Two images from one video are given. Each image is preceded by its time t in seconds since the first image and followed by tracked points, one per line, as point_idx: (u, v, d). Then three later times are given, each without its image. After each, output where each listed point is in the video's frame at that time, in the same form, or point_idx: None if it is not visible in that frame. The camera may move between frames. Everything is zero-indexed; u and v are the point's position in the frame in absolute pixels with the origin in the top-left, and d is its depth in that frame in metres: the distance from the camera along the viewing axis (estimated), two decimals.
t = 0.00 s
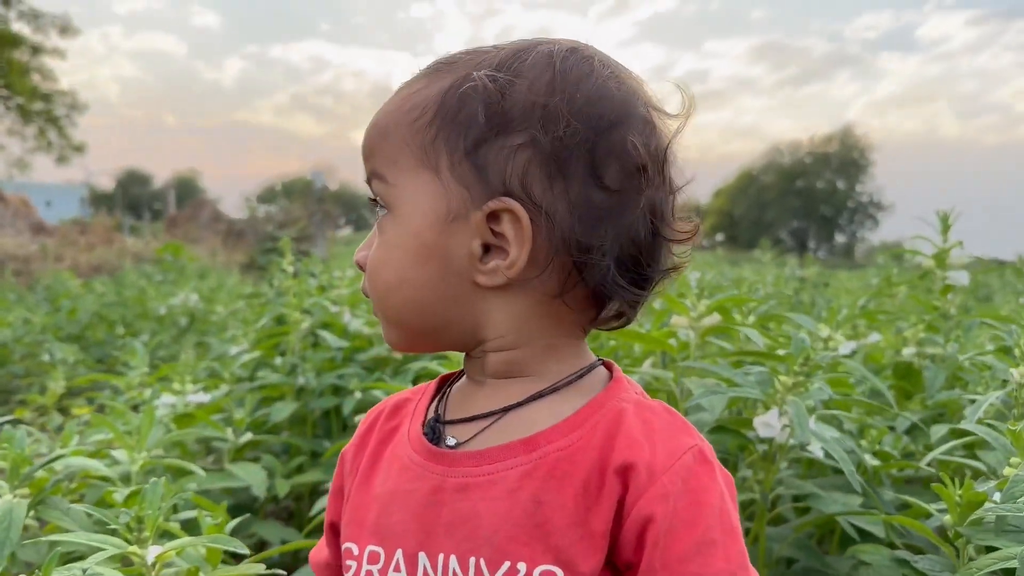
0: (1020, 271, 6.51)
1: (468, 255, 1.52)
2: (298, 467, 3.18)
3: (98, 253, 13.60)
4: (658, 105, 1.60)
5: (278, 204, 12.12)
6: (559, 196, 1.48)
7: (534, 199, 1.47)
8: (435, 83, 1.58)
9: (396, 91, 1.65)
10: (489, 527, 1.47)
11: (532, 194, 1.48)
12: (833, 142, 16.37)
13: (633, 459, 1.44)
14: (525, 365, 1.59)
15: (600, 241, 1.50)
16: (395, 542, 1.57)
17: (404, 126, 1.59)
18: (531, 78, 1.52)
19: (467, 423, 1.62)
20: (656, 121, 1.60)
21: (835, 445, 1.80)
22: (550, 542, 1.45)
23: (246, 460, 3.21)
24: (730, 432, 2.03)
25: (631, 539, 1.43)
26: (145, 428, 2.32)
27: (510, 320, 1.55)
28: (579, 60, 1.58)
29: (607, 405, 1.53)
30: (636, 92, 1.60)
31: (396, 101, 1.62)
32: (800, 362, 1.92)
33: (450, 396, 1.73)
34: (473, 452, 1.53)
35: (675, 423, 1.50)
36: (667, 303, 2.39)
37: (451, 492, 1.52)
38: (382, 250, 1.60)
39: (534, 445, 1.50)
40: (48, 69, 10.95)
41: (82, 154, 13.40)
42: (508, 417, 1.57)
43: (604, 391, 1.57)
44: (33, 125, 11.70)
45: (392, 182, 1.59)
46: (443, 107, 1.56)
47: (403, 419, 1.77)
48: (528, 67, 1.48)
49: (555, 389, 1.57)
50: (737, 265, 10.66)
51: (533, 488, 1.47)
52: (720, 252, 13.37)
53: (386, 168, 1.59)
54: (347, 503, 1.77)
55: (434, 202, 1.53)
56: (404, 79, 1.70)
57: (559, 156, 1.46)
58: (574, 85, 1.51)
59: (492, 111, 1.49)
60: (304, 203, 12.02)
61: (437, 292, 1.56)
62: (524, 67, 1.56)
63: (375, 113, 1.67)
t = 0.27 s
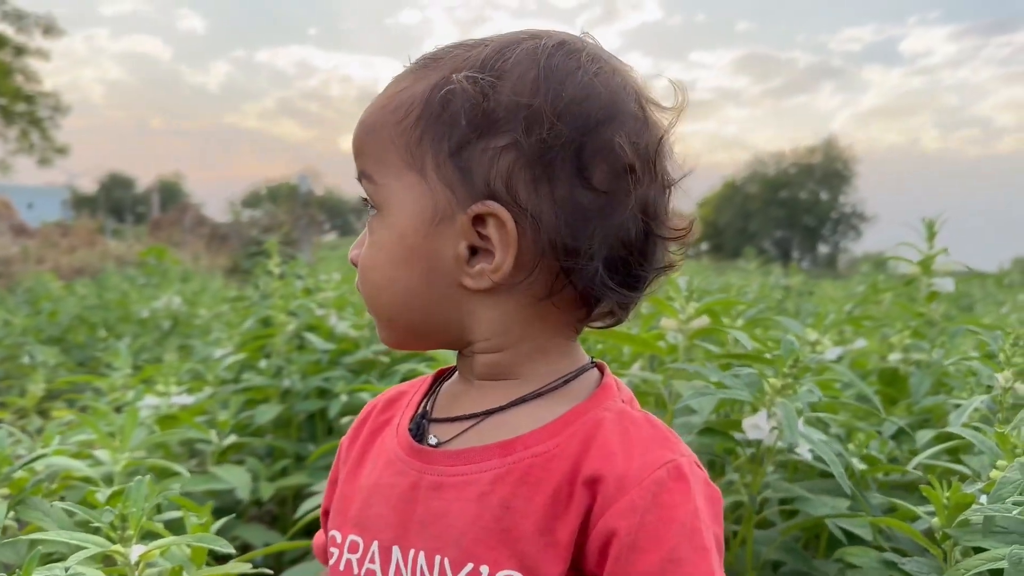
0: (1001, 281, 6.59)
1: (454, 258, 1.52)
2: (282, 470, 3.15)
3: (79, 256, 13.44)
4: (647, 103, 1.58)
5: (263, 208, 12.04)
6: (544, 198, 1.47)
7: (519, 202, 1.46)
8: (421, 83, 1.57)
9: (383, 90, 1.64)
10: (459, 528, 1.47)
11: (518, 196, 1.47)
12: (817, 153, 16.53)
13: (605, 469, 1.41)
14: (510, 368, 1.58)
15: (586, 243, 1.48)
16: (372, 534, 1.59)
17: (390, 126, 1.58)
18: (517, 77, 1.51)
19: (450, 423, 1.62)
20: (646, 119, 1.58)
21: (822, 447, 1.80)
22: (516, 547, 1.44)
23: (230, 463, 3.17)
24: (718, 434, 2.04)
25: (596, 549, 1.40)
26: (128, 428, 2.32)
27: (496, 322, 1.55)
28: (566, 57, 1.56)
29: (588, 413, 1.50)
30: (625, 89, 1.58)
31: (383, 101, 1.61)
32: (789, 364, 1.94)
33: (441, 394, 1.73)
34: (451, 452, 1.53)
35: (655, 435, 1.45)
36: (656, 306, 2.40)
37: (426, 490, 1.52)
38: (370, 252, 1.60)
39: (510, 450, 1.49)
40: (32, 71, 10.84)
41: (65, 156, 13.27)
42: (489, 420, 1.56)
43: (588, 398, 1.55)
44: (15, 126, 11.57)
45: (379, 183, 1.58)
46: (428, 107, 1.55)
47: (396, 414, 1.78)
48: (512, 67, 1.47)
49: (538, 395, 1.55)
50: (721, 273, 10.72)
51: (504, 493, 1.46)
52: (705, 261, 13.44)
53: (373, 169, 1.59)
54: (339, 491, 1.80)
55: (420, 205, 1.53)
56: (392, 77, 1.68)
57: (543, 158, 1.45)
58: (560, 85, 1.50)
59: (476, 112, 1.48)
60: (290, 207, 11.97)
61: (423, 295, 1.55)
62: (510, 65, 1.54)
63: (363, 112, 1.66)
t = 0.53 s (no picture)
0: (982, 290, 6.67)
1: (437, 254, 1.51)
2: (266, 472, 3.12)
3: (60, 258, 13.30)
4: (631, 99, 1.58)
5: (248, 212, 11.98)
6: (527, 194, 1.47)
7: (502, 198, 1.45)
8: (405, 78, 1.56)
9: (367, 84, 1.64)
10: (440, 524, 1.46)
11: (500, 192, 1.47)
12: (800, 163, 16.70)
13: (585, 463, 1.41)
14: (493, 363, 1.57)
15: (568, 240, 1.48)
16: (355, 531, 1.58)
17: (372, 121, 1.57)
18: (501, 73, 1.50)
19: (433, 419, 1.62)
20: (630, 116, 1.58)
21: (810, 446, 1.81)
22: (497, 541, 1.43)
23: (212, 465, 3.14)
24: (706, 435, 2.05)
25: (577, 542, 1.40)
26: (112, 427, 2.29)
27: (478, 318, 1.54)
28: (551, 52, 1.55)
29: (569, 408, 1.50)
30: (609, 85, 1.58)
31: (367, 95, 1.60)
32: (776, 365, 1.95)
33: (425, 390, 1.73)
34: (433, 448, 1.53)
35: (635, 429, 1.46)
36: (644, 307, 2.40)
37: (410, 486, 1.51)
38: (353, 246, 1.59)
39: (492, 445, 1.48)
40: (14, 71, 10.74)
41: (46, 157, 13.13)
42: (472, 416, 1.56)
43: (569, 392, 1.55)
44: None
45: (361, 177, 1.58)
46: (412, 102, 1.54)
47: (379, 411, 1.77)
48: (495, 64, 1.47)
49: (521, 389, 1.55)
50: (706, 281, 10.78)
51: (485, 488, 1.45)
52: (690, 269, 13.51)
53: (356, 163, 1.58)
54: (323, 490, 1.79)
55: (403, 200, 1.52)
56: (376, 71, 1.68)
57: (527, 154, 1.45)
58: (544, 81, 1.50)
59: (460, 107, 1.47)
60: (274, 211, 11.90)
61: (406, 290, 1.54)
62: (495, 60, 1.54)
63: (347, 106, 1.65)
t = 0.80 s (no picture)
0: (969, 296, 6.73)
1: (442, 253, 1.51)
2: (258, 475, 3.10)
3: (47, 259, 13.19)
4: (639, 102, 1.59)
5: (238, 214, 11.93)
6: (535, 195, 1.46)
7: (509, 199, 1.45)
8: (415, 76, 1.56)
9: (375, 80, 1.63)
10: (443, 525, 1.46)
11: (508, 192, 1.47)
12: (789, 169, 16.80)
13: (588, 465, 1.41)
14: (496, 364, 1.57)
15: (575, 242, 1.49)
16: (356, 531, 1.57)
17: (382, 117, 1.57)
18: (512, 73, 1.50)
19: (433, 420, 1.61)
20: (638, 120, 1.59)
21: (807, 450, 1.82)
22: (499, 543, 1.43)
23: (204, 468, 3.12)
24: (702, 438, 2.05)
25: (579, 543, 1.40)
26: (106, 428, 2.28)
27: (483, 319, 1.54)
28: (561, 53, 1.55)
29: (571, 409, 1.50)
30: (619, 88, 1.58)
31: (376, 91, 1.60)
32: (773, 368, 1.95)
33: (425, 390, 1.72)
34: (435, 449, 1.52)
35: (637, 431, 1.46)
36: (640, 310, 2.41)
37: (411, 487, 1.51)
38: (357, 244, 1.59)
39: (494, 447, 1.48)
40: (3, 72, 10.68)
41: (34, 158, 13.05)
42: (474, 417, 1.56)
43: (571, 394, 1.55)
44: None
45: (369, 174, 1.57)
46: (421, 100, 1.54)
47: (378, 411, 1.77)
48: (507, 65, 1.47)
49: (523, 391, 1.55)
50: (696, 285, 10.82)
51: (488, 489, 1.44)
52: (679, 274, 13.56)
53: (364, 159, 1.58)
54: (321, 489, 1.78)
55: (410, 199, 1.52)
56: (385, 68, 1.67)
57: (536, 155, 1.45)
58: (555, 82, 1.50)
59: (470, 107, 1.47)
60: (264, 213, 11.86)
61: (410, 289, 1.54)
62: (506, 60, 1.54)
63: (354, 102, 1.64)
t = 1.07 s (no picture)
0: (961, 299, 6.76)
1: (460, 264, 1.51)
2: (252, 478, 3.09)
3: (39, 261, 13.13)
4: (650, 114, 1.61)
5: (231, 216, 11.90)
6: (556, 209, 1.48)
7: (533, 214, 1.46)
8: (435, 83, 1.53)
9: (387, 81, 1.59)
10: (433, 522, 1.46)
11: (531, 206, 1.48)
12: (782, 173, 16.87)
13: (578, 466, 1.42)
14: (502, 371, 1.58)
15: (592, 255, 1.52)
16: (348, 527, 1.57)
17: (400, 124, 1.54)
18: (535, 86, 1.50)
19: (427, 420, 1.62)
20: (649, 131, 1.62)
21: (803, 453, 1.82)
22: (489, 541, 1.43)
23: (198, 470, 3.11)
24: (698, 440, 2.06)
25: (565, 544, 1.41)
26: (101, 429, 2.27)
27: (495, 327, 1.55)
28: (578, 66, 1.56)
29: (563, 412, 1.51)
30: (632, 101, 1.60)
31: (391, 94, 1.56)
32: (768, 371, 1.95)
33: (420, 391, 1.73)
34: (428, 447, 1.53)
35: (627, 435, 1.47)
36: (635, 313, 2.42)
37: (403, 484, 1.52)
38: (367, 251, 1.57)
39: (486, 447, 1.49)
40: None
41: (26, 160, 13.00)
42: (469, 416, 1.56)
43: (564, 398, 1.56)
44: None
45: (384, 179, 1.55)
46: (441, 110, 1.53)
47: (371, 410, 1.78)
48: (531, 78, 1.47)
49: (517, 394, 1.56)
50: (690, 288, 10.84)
51: (479, 488, 1.45)
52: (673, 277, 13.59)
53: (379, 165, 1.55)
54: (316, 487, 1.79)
55: (426, 209, 1.51)
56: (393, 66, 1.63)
57: (560, 171, 1.46)
58: (576, 96, 1.50)
59: (492, 120, 1.46)
60: (258, 215, 11.84)
61: (423, 298, 1.54)
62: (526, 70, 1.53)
63: (364, 101, 1.61)
